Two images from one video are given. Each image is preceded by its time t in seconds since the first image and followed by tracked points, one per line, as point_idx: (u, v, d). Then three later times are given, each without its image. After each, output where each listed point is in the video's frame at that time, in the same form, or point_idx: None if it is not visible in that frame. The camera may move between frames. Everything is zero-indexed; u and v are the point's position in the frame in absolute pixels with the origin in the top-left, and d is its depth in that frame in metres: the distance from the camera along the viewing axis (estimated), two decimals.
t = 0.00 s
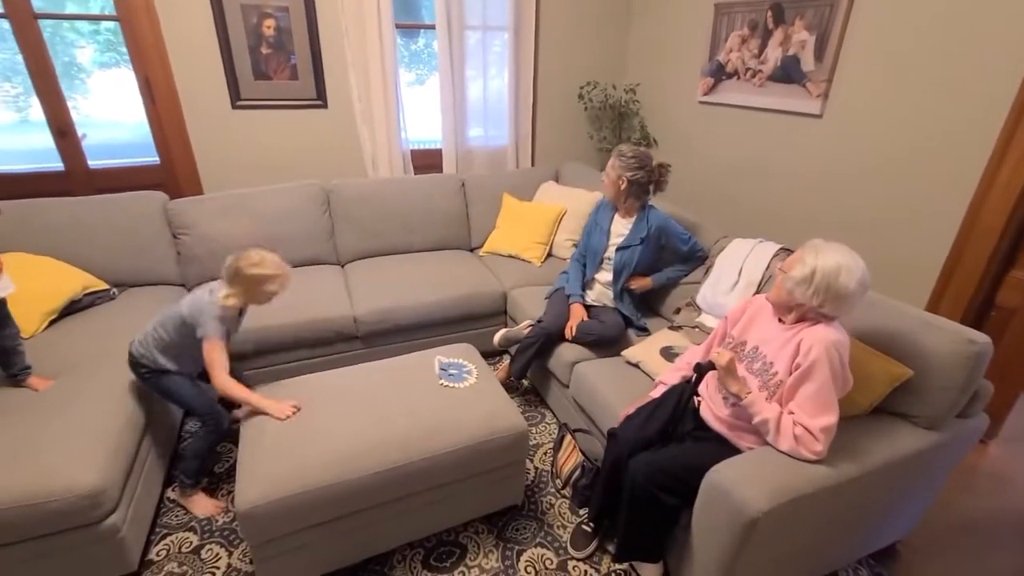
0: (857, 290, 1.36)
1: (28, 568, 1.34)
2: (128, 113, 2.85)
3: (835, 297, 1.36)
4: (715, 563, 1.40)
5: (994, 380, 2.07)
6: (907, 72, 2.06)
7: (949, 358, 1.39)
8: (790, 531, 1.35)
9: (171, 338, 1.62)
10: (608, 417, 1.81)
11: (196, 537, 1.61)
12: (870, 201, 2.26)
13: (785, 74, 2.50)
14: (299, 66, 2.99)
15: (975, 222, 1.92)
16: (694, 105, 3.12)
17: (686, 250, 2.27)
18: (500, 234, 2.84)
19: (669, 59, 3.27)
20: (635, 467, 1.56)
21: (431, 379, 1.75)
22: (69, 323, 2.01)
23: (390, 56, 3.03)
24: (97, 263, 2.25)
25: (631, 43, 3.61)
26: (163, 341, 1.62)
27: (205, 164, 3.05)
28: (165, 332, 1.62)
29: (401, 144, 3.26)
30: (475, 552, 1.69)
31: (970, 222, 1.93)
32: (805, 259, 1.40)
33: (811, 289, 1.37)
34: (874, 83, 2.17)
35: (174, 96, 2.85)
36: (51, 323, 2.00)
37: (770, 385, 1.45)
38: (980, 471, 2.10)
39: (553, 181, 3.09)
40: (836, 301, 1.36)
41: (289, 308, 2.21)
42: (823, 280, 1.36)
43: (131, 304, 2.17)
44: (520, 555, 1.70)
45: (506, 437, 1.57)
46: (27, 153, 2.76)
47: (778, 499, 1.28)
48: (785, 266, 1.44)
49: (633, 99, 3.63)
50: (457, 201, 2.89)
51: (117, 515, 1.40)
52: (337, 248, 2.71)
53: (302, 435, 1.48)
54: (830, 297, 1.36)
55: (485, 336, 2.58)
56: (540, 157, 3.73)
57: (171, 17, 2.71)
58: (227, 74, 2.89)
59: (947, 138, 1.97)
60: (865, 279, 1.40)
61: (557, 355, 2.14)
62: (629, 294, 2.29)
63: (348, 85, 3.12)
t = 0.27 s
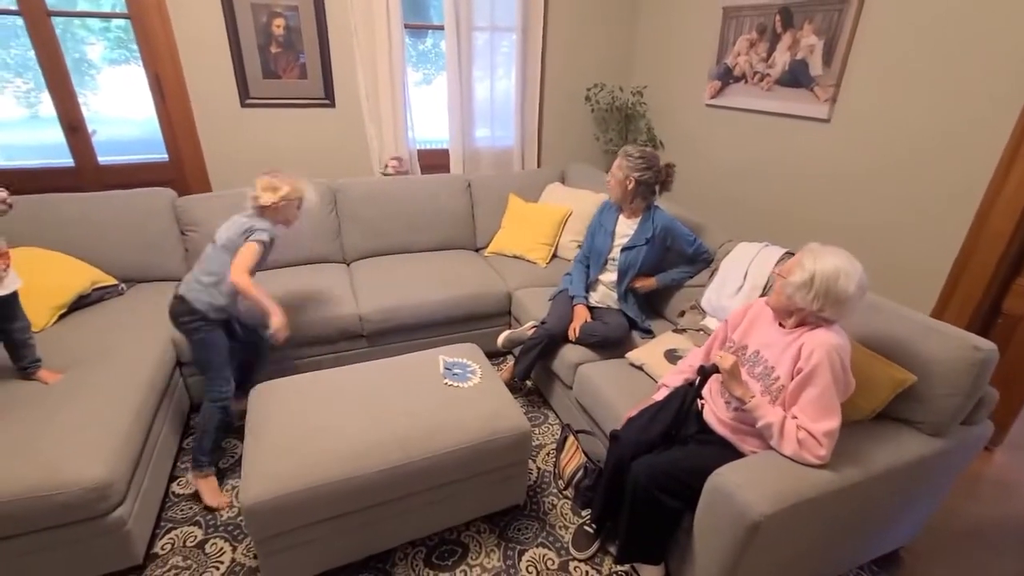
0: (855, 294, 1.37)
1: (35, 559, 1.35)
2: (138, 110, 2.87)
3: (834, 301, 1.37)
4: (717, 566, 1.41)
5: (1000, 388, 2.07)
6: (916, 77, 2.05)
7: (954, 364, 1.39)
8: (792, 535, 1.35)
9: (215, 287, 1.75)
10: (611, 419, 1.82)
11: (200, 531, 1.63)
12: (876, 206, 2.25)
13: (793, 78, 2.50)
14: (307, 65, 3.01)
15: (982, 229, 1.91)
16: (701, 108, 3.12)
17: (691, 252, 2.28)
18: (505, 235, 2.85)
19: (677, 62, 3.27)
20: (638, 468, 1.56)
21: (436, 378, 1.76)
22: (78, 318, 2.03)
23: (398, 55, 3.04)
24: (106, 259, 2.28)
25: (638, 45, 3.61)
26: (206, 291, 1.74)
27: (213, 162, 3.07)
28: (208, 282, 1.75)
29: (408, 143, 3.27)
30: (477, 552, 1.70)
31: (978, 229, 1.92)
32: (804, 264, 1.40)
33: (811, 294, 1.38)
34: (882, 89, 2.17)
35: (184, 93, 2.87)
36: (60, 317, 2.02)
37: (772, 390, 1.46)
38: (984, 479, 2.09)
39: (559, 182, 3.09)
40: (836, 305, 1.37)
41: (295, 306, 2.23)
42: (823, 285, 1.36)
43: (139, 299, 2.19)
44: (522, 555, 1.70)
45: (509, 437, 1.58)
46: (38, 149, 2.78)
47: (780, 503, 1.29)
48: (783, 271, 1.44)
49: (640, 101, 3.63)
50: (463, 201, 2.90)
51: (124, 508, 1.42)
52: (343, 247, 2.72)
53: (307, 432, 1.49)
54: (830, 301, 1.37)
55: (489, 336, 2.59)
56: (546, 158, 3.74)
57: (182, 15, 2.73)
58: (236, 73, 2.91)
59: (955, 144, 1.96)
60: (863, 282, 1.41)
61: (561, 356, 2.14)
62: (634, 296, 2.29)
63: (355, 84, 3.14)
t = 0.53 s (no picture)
0: (861, 294, 1.36)
1: (37, 556, 1.34)
2: (143, 107, 2.87)
3: (840, 302, 1.35)
4: (724, 570, 1.39)
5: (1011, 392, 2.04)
6: (927, 77, 2.02)
7: (967, 368, 1.37)
8: (801, 540, 1.33)
9: (264, 271, 2.02)
10: (616, 420, 1.80)
11: (202, 529, 1.62)
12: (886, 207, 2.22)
13: (801, 77, 2.47)
14: (312, 63, 3.00)
15: (994, 230, 1.88)
16: (708, 107, 3.09)
17: (697, 252, 2.26)
18: (510, 234, 2.83)
19: (684, 61, 3.24)
20: (643, 470, 1.54)
21: (439, 378, 1.75)
22: (82, 314, 2.03)
23: (403, 54, 3.03)
24: (111, 256, 2.28)
25: (644, 44, 3.58)
26: (255, 273, 1.99)
27: (218, 160, 3.07)
28: (257, 267, 2.01)
29: (413, 142, 3.27)
30: (480, 553, 1.68)
31: (990, 230, 1.89)
32: (808, 265, 1.38)
33: (817, 295, 1.36)
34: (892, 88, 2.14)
35: (189, 91, 2.87)
36: (64, 313, 2.02)
37: (779, 393, 1.44)
38: (994, 483, 2.06)
39: (564, 181, 3.08)
40: (842, 306, 1.36)
41: (298, 305, 2.22)
42: (828, 286, 1.34)
43: (144, 296, 2.19)
44: (525, 556, 1.69)
45: (513, 437, 1.56)
46: (44, 146, 2.78)
47: (789, 506, 1.27)
48: (788, 273, 1.42)
49: (646, 101, 3.61)
50: (467, 200, 2.89)
51: (126, 506, 1.41)
52: (347, 245, 2.71)
53: (310, 431, 1.48)
54: (837, 302, 1.36)
55: (494, 335, 2.57)
56: (552, 158, 3.72)
57: (187, 12, 2.73)
58: (242, 70, 2.91)
59: (967, 145, 1.93)
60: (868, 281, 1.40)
61: (565, 356, 2.13)
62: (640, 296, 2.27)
63: (360, 82, 3.13)
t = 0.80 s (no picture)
0: (875, 294, 1.34)
1: (60, 548, 1.38)
2: (164, 110, 2.92)
3: (855, 303, 1.34)
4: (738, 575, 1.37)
5: None
6: (951, 74, 1.97)
7: (992, 372, 1.34)
8: (818, 545, 1.31)
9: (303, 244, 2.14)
10: (629, 422, 1.79)
11: (219, 525, 1.64)
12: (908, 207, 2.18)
13: (821, 75, 2.43)
14: (329, 65, 3.03)
15: (1022, 231, 1.83)
16: (725, 106, 3.06)
17: (712, 252, 2.24)
18: (524, 234, 2.83)
19: (700, 59, 3.21)
20: (656, 472, 1.53)
21: (452, 378, 1.75)
22: (105, 312, 2.07)
23: (418, 55, 3.04)
24: (132, 255, 2.32)
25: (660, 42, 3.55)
26: (297, 247, 2.12)
27: (237, 161, 3.11)
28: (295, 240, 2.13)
29: (428, 142, 3.28)
30: (492, 553, 1.69)
31: (1017, 232, 1.84)
32: (821, 267, 1.36)
33: (832, 298, 1.34)
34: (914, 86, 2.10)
35: (208, 93, 2.92)
36: (88, 310, 2.07)
37: (793, 397, 1.42)
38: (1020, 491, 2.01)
39: (579, 181, 3.06)
40: (857, 307, 1.34)
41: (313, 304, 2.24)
42: (843, 287, 1.32)
43: (163, 294, 2.23)
44: (537, 558, 1.68)
45: (525, 438, 1.56)
46: (69, 147, 2.85)
47: (805, 511, 1.25)
48: (801, 275, 1.39)
49: (661, 100, 3.57)
50: (481, 200, 2.89)
51: (145, 500, 1.43)
52: (362, 245, 2.73)
53: (324, 429, 1.49)
54: (852, 303, 1.34)
55: (507, 336, 2.57)
56: (566, 157, 3.71)
57: (207, 16, 2.78)
58: (259, 72, 2.95)
59: (992, 144, 1.89)
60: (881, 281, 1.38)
61: (578, 357, 2.12)
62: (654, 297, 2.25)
63: (376, 84, 3.15)
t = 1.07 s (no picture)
0: (899, 298, 1.33)
1: (101, 524, 1.45)
2: (204, 111, 3.04)
3: (881, 308, 1.32)
4: None
5: None
6: (994, 74, 1.92)
7: None
8: (840, 553, 1.29)
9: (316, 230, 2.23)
10: (648, 424, 1.79)
11: (247, 509, 1.71)
12: (944, 212, 2.12)
13: (856, 76, 2.38)
14: (360, 67, 3.11)
15: None
16: (755, 107, 3.02)
17: (738, 255, 2.22)
18: (548, 234, 2.85)
19: (731, 60, 3.17)
20: (674, 473, 1.53)
21: (474, 374, 1.79)
22: (145, 303, 2.18)
23: (447, 57, 3.10)
24: (172, 249, 2.43)
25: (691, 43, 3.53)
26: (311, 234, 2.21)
27: (270, 160, 3.21)
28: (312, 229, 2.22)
29: (455, 143, 3.33)
30: (508, 548, 1.71)
31: None
32: (845, 271, 1.34)
33: (858, 303, 1.32)
34: (954, 86, 2.04)
35: (245, 94, 3.02)
36: (130, 301, 2.17)
37: (817, 403, 1.41)
38: None
39: (604, 182, 3.07)
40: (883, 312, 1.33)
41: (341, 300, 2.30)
42: (870, 293, 1.31)
43: (200, 287, 2.33)
44: (554, 555, 1.70)
45: (544, 435, 1.58)
46: (115, 146, 3.00)
47: (826, 517, 1.23)
48: (825, 281, 1.37)
49: (690, 102, 3.54)
50: (506, 200, 2.92)
51: (180, 483, 1.51)
52: (389, 243, 2.79)
53: (349, 420, 1.54)
54: (879, 308, 1.32)
55: (529, 335, 2.60)
56: (592, 158, 3.72)
57: (246, 19, 2.88)
58: (294, 74, 3.04)
59: None
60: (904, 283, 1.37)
61: (599, 358, 2.13)
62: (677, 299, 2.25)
63: (406, 85, 3.22)
